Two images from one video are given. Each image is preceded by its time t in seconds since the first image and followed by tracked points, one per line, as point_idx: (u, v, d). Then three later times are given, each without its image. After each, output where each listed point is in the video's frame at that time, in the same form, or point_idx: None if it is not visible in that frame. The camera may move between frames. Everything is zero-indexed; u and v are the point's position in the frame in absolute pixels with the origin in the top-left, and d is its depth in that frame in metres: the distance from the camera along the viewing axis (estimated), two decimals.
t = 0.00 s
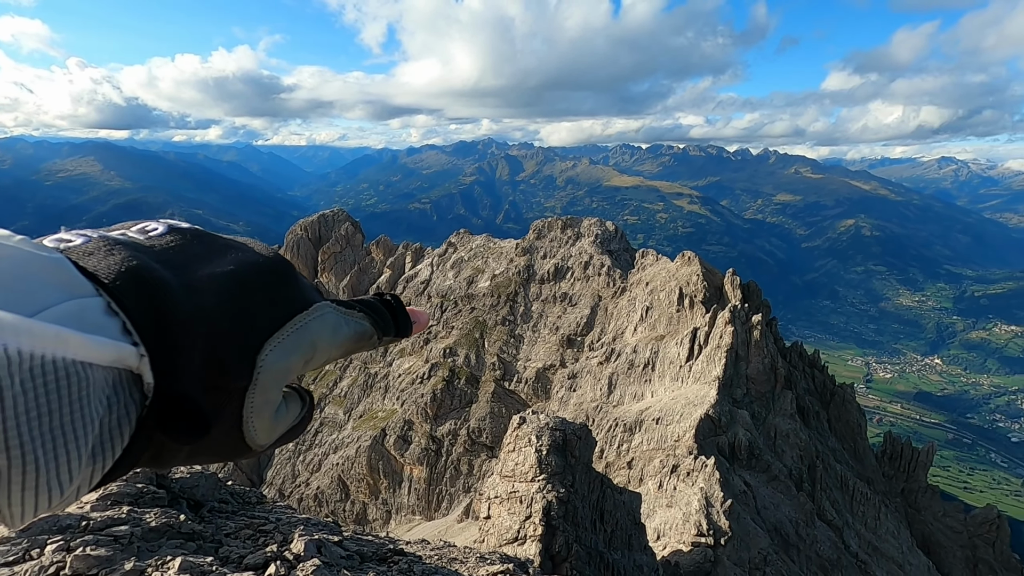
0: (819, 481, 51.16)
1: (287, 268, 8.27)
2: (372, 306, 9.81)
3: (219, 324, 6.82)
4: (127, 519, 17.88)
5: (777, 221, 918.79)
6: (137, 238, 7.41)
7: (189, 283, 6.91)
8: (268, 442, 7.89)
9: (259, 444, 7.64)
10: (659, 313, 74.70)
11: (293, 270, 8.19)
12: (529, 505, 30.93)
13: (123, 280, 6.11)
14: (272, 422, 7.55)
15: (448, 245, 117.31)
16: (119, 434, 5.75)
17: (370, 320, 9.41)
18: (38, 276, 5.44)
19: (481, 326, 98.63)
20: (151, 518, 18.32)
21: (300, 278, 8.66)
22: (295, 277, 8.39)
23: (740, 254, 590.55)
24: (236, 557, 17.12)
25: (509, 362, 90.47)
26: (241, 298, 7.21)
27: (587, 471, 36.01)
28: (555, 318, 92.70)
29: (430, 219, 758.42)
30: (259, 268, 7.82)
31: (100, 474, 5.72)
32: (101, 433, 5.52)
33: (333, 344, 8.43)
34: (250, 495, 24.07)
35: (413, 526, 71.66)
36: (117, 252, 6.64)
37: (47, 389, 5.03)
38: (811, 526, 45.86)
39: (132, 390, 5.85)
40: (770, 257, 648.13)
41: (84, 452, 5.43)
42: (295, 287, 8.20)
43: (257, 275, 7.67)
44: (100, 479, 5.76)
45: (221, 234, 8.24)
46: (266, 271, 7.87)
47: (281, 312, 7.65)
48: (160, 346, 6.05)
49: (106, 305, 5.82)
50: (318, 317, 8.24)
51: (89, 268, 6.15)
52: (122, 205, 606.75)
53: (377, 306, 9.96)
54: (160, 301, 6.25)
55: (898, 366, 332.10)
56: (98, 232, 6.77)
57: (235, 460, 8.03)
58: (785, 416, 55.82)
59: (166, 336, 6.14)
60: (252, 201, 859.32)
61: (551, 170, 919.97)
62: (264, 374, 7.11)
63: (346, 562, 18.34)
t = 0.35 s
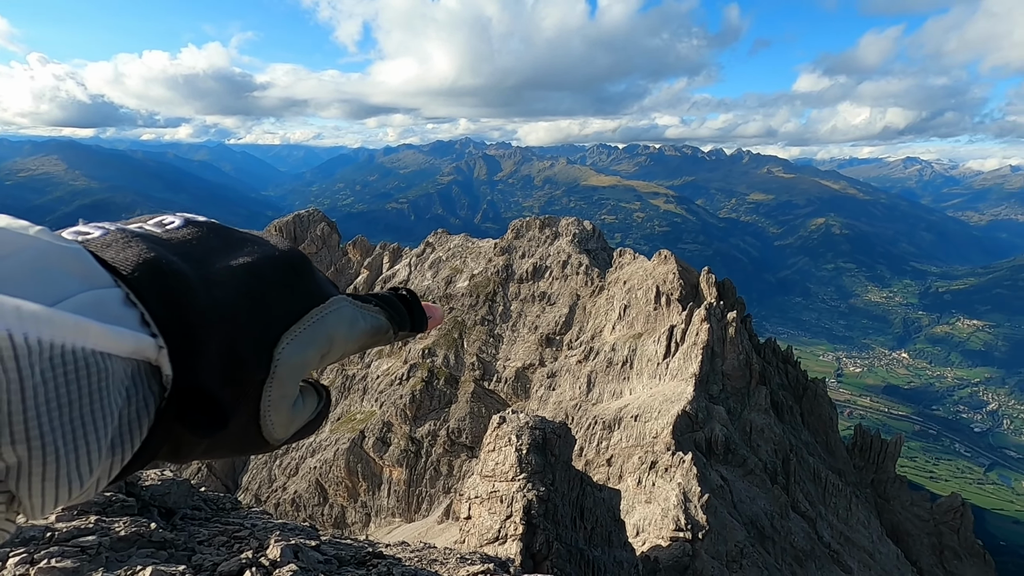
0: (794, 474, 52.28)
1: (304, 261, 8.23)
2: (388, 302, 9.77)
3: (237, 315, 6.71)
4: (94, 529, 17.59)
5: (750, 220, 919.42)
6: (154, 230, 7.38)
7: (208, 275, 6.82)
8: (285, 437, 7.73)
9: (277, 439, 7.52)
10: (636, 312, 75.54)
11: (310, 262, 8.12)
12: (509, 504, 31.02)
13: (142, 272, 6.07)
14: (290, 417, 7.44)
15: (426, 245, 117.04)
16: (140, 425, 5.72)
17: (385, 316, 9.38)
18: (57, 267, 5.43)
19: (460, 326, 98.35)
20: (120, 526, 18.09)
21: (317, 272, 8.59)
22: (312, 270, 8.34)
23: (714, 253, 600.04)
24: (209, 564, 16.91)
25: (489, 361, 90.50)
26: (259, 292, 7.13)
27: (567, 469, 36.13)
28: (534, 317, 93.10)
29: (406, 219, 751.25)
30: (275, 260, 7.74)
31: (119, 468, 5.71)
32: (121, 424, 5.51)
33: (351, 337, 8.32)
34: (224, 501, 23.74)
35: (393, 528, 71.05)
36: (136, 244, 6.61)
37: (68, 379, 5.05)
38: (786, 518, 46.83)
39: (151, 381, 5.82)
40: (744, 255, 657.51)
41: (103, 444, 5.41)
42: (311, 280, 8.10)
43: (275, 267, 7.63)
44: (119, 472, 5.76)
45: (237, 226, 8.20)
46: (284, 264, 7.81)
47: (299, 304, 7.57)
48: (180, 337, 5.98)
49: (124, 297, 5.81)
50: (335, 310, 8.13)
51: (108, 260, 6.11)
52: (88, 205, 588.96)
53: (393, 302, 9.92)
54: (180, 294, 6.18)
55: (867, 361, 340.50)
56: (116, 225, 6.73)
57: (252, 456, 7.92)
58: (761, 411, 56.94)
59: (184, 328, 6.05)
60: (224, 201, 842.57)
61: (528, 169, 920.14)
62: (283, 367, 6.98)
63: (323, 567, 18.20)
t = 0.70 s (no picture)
0: (778, 470, 52.92)
1: (299, 253, 8.34)
2: (384, 296, 10.00)
3: (233, 305, 6.78)
4: (72, 542, 17.32)
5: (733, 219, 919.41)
6: (149, 220, 7.40)
7: (201, 266, 6.83)
8: (281, 429, 7.87)
9: (272, 430, 7.63)
10: (622, 311, 76.08)
11: (305, 255, 8.21)
12: (498, 506, 30.99)
13: (135, 260, 6.04)
14: (285, 409, 7.60)
15: (412, 247, 116.89)
16: (131, 415, 5.66)
17: (382, 309, 9.59)
18: (45, 253, 5.33)
19: (446, 328, 98.10)
20: (99, 538, 17.78)
21: (312, 264, 8.71)
22: (307, 263, 8.44)
23: (698, 252, 605.80)
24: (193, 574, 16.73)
25: (476, 363, 90.43)
26: (253, 283, 7.19)
27: (555, 470, 36.19)
28: (520, 318, 93.33)
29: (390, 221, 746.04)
30: (271, 251, 7.84)
31: (111, 458, 5.66)
32: (112, 414, 5.44)
33: (345, 329, 8.52)
34: (208, 509, 23.45)
35: (381, 533, 70.36)
36: (129, 232, 6.58)
37: (57, 367, 4.94)
38: (771, 513, 47.29)
39: (143, 369, 5.76)
40: (728, 254, 663.29)
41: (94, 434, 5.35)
42: (308, 273, 8.29)
43: (270, 259, 7.70)
44: (111, 462, 5.71)
45: (231, 218, 8.21)
46: (279, 256, 7.89)
47: (294, 296, 7.69)
48: (174, 326, 5.96)
49: (115, 284, 5.74)
50: (331, 302, 8.36)
51: (101, 248, 6.08)
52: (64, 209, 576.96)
53: (390, 296, 10.16)
54: (174, 282, 6.15)
55: (848, 357, 345.52)
56: (110, 215, 6.72)
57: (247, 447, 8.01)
58: (745, 408, 57.60)
59: (179, 317, 6.00)
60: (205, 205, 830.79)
61: (513, 171, 919.97)
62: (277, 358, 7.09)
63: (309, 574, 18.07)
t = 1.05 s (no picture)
0: (773, 472, 53.08)
1: (307, 258, 8.31)
2: (391, 303, 9.97)
3: (241, 310, 6.75)
4: (61, 552, 17.19)
5: (724, 221, 919.78)
6: (158, 225, 7.41)
7: (208, 271, 6.82)
8: (285, 435, 7.75)
9: (278, 436, 7.56)
10: (615, 314, 76.34)
11: (313, 260, 8.19)
12: (493, 511, 30.97)
13: (144, 266, 6.05)
14: (291, 414, 7.49)
15: (404, 252, 116.87)
16: (138, 418, 5.62)
17: (386, 316, 9.57)
18: (57, 256, 5.36)
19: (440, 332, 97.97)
20: (88, 549, 17.62)
21: (319, 269, 8.69)
22: (315, 268, 8.43)
23: (690, 254, 608.26)
24: None
25: (469, 367, 90.31)
26: (261, 286, 7.15)
27: (550, 474, 36.14)
28: (514, 322, 93.48)
29: (383, 226, 742.98)
30: (278, 257, 7.75)
31: (118, 462, 5.63)
32: (120, 418, 5.42)
33: (352, 336, 8.44)
34: (199, 518, 23.29)
35: (375, 539, 69.77)
36: (137, 238, 6.58)
37: (68, 370, 4.93)
38: (765, 515, 47.42)
39: (151, 373, 5.75)
40: (720, 257, 666.05)
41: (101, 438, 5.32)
42: (313, 279, 8.17)
43: (279, 264, 7.66)
44: (117, 467, 5.66)
45: (240, 222, 8.22)
46: (288, 260, 7.86)
47: (301, 300, 7.64)
48: (181, 330, 5.94)
49: (125, 289, 5.75)
50: (337, 309, 8.22)
51: (111, 253, 6.08)
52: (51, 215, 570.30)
53: (397, 302, 10.14)
54: (182, 287, 6.16)
55: (840, 358, 347.57)
56: (119, 219, 6.72)
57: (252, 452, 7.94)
58: (739, 410, 57.82)
59: (186, 321, 6.00)
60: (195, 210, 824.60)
61: (505, 175, 920.00)
62: (284, 363, 7.00)
63: None
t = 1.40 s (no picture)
0: (764, 472, 53.31)
1: (300, 259, 8.30)
2: (386, 302, 9.97)
3: (233, 311, 6.74)
4: (46, 563, 16.98)
5: (714, 222, 918.32)
6: (151, 227, 7.41)
7: (200, 273, 6.82)
8: (279, 437, 7.77)
9: (271, 437, 7.56)
10: (607, 316, 76.56)
11: (306, 262, 8.17)
12: (486, 514, 30.89)
13: (134, 268, 6.05)
14: (284, 415, 7.48)
15: (396, 256, 116.63)
16: (130, 420, 5.60)
17: (381, 316, 9.55)
18: (48, 260, 5.37)
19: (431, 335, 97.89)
20: (74, 559, 17.43)
21: (312, 270, 8.67)
22: (308, 269, 8.42)
23: (681, 256, 611.73)
24: None
25: (461, 371, 90.12)
26: (253, 287, 7.14)
27: (543, 477, 36.17)
28: (505, 325, 93.54)
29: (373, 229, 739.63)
30: (271, 259, 7.75)
31: (108, 465, 5.60)
32: (112, 419, 5.41)
33: (345, 336, 8.43)
34: (187, 526, 23.11)
35: (367, 545, 69.28)
36: (130, 240, 6.61)
37: (58, 374, 4.92)
38: (757, 515, 47.65)
39: (141, 375, 5.72)
40: (710, 259, 669.30)
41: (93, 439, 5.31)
42: (306, 279, 8.13)
43: (271, 265, 7.66)
44: (109, 469, 5.65)
45: (234, 224, 8.23)
46: (280, 262, 7.85)
47: (293, 301, 7.63)
48: (171, 332, 5.93)
49: (115, 291, 5.75)
50: (331, 311, 8.20)
51: (102, 256, 6.09)
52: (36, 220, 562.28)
53: (392, 302, 10.15)
54: (172, 289, 6.18)
55: (829, 358, 350.08)
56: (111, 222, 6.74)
57: (246, 453, 7.91)
58: (730, 411, 58.07)
59: (177, 322, 6.00)
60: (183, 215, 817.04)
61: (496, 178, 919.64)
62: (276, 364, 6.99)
63: None
